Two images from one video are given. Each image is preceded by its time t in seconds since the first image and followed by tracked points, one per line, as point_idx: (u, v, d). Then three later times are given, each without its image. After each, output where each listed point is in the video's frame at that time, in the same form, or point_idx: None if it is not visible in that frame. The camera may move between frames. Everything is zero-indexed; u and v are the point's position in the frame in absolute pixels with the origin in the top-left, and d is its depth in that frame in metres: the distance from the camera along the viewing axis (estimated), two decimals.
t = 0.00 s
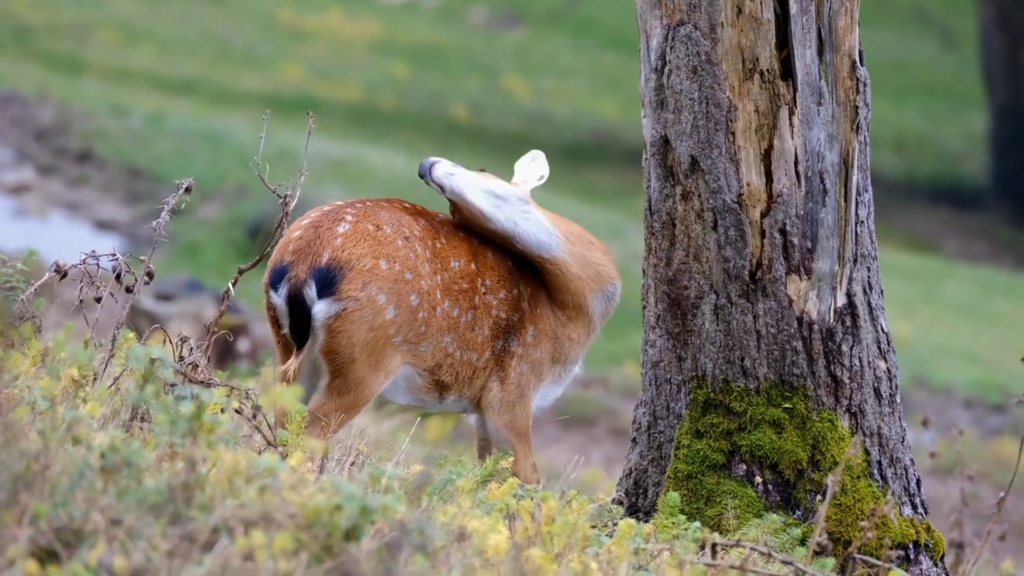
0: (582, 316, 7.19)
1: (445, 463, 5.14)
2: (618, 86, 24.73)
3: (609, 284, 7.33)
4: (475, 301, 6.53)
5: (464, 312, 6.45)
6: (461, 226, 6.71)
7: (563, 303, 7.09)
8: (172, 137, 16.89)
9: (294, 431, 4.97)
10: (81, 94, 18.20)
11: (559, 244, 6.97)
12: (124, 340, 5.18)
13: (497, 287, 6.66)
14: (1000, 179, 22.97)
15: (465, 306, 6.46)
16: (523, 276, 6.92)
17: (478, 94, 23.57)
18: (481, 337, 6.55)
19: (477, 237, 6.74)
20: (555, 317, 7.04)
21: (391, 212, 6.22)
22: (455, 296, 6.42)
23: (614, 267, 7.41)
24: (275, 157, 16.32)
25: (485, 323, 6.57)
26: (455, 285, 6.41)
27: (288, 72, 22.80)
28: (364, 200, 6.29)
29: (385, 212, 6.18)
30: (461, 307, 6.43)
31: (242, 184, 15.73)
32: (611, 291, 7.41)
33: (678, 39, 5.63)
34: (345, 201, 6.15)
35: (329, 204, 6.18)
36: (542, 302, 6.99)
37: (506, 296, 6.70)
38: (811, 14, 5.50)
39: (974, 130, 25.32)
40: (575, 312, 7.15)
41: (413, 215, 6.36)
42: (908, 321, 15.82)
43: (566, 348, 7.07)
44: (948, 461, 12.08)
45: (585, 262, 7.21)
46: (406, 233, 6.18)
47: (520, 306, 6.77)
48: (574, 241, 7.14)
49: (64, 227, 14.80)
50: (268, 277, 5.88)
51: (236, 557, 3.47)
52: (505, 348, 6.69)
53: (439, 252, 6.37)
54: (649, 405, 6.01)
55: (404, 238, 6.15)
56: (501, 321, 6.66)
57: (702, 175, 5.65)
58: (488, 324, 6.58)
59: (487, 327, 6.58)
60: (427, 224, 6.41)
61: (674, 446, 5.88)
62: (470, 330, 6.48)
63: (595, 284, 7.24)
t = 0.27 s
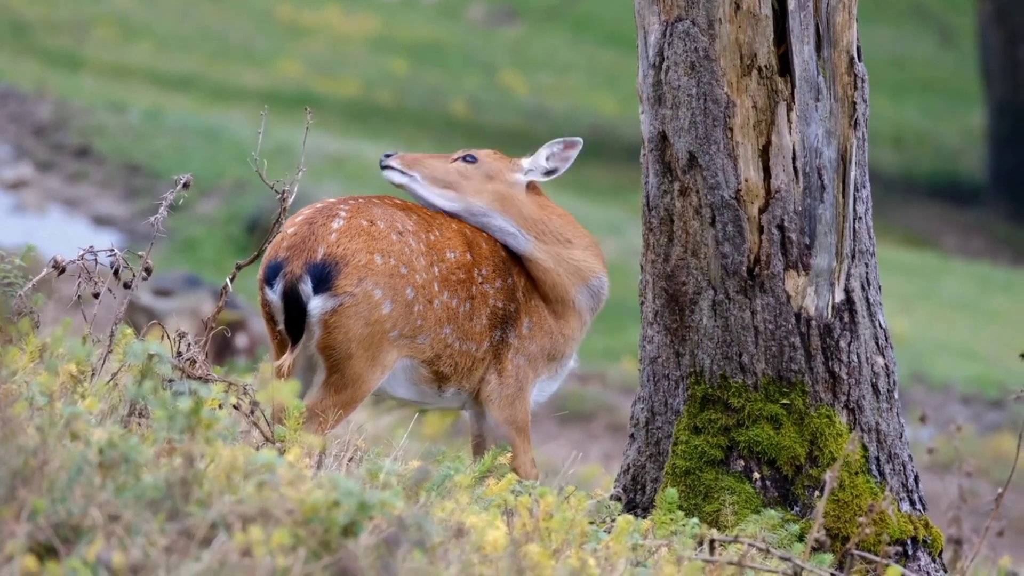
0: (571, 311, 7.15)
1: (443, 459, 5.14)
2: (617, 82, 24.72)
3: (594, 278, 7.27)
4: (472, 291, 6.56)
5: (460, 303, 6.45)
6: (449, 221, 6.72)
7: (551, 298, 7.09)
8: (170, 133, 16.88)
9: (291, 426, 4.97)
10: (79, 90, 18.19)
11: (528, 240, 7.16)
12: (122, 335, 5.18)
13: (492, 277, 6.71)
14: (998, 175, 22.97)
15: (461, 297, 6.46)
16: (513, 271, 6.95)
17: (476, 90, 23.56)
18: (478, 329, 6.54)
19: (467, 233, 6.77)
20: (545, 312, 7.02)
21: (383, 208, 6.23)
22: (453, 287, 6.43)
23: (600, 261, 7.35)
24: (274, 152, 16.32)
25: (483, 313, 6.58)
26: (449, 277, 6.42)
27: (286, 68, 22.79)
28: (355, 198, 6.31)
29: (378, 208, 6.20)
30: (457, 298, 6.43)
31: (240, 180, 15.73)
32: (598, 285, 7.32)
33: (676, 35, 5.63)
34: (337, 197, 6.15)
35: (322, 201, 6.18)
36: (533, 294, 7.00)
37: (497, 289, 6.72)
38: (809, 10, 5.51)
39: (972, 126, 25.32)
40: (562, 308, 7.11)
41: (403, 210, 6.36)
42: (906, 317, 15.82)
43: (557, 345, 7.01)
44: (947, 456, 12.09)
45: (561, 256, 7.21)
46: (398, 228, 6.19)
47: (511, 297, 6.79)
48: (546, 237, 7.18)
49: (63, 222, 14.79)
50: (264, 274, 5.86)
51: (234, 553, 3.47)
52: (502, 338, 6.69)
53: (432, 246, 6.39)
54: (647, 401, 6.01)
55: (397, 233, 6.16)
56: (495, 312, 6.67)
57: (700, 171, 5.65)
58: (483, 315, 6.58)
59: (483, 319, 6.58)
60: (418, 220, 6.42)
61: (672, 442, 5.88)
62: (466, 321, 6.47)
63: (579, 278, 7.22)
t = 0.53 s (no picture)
0: (561, 310, 7.08)
1: (441, 455, 5.14)
2: (615, 78, 24.72)
3: (585, 278, 7.16)
4: (466, 284, 6.53)
5: (458, 296, 6.46)
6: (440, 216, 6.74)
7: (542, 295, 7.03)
8: (168, 129, 16.85)
9: (290, 422, 4.96)
10: (77, 86, 18.19)
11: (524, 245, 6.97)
12: (120, 331, 5.18)
13: (485, 271, 6.68)
14: (997, 171, 22.97)
15: (458, 290, 6.45)
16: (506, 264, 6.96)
17: (475, 86, 23.56)
18: (475, 323, 6.53)
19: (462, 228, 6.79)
20: (536, 311, 6.95)
21: (381, 204, 6.27)
22: (449, 280, 6.42)
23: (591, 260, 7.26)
24: (272, 148, 16.31)
25: (477, 307, 6.56)
26: (448, 270, 6.43)
27: (284, 64, 22.78)
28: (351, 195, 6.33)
29: (376, 205, 6.24)
30: (456, 292, 6.44)
31: (238, 176, 15.72)
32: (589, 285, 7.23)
33: (674, 31, 5.62)
34: (337, 194, 6.17)
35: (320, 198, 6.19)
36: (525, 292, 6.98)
37: (494, 282, 6.72)
38: (807, 7, 5.51)
39: (970, 122, 25.32)
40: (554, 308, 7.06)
41: (397, 206, 6.41)
42: (904, 313, 15.82)
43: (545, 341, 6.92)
44: (945, 453, 12.10)
45: (551, 258, 7.06)
46: (397, 223, 6.24)
47: (508, 289, 6.80)
48: (539, 241, 7.03)
49: (61, 218, 14.79)
50: (267, 269, 5.83)
51: (232, 548, 3.47)
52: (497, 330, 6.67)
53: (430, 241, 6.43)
54: (645, 397, 6.02)
55: (397, 228, 6.20)
56: (492, 306, 6.65)
57: (698, 167, 5.64)
58: (481, 308, 6.58)
59: (480, 312, 6.57)
60: (412, 216, 6.47)
61: (670, 438, 5.88)
62: (465, 315, 6.48)
63: (569, 279, 7.10)
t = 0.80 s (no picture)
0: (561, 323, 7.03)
1: (442, 452, 5.14)
2: (615, 75, 24.71)
3: (585, 292, 7.08)
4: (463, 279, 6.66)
5: (455, 292, 6.56)
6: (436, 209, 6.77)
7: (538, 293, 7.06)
8: (168, 127, 16.85)
9: (291, 419, 4.96)
10: (77, 83, 18.18)
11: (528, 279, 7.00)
12: (121, 329, 5.18)
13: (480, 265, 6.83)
14: (997, 168, 22.97)
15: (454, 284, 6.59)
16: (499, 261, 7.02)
17: (475, 83, 23.54)
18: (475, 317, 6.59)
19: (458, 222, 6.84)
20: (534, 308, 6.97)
21: (383, 200, 6.29)
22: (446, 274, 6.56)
23: (591, 271, 7.15)
24: (272, 146, 16.31)
25: (476, 300, 6.63)
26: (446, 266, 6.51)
27: (284, 62, 22.76)
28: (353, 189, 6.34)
29: (378, 200, 6.27)
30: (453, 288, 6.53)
31: (238, 173, 15.72)
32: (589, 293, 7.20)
33: (675, 28, 5.62)
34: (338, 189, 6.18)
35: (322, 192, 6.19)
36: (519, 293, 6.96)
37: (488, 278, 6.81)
38: (808, 4, 5.51)
39: (970, 119, 25.31)
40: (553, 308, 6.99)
41: (395, 200, 6.44)
42: (904, 310, 15.82)
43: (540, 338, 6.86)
44: (945, 450, 12.11)
45: (555, 281, 6.98)
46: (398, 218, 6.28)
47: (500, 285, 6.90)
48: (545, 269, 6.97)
49: (62, 216, 14.79)
50: (272, 264, 5.80)
51: (233, 546, 3.47)
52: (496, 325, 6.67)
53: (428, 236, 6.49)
54: (646, 394, 6.02)
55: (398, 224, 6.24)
56: (488, 302, 6.69)
57: (699, 164, 5.64)
58: (478, 304, 6.63)
59: (477, 306, 6.62)
60: (409, 211, 6.51)
61: (671, 435, 5.87)
62: (463, 310, 6.52)
63: (570, 294, 7.02)
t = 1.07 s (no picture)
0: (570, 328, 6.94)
1: (442, 450, 5.14)
2: (615, 73, 24.70)
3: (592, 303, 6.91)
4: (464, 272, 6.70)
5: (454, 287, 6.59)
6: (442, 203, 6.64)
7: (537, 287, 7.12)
8: (168, 124, 16.84)
9: (290, 417, 4.96)
10: (77, 81, 18.17)
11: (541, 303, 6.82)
12: (121, 327, 5.17)
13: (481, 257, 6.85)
14: (998, 166, 22.96)
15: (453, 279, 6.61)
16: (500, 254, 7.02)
17: (475, 81, 23.53)
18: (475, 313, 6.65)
19: (461, 214, 6.75)
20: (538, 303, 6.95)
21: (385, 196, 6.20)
22: (447, 269, 6.56)
23: (600, 277, 6.97)
24: (272, 143, 16.30)
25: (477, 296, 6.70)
26: (445, 261, 6.52)
27: (284, 60, 22.75)
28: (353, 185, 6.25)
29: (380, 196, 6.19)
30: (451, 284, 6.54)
31: (238, 171, 15.71)
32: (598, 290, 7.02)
33: (675, 26, 5.61)
34: (339, 185, 6.10)
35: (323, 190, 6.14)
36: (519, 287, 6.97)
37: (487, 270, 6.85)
38: (808, 2, 5.50)
39: (970, 116, 25.28)
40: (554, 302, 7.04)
41: (395, 194, 6.33)
42: (904, 307, 15.82)
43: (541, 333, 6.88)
44: (945, 448, 12.11)
45: (569, 302, 6.81)
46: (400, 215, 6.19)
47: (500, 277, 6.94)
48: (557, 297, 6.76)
49: (62, 213, 14.79)
50: (272, 258, 5.78)
51: (233, 544, 3.46)
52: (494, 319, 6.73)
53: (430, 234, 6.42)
54: (646, 392, 6.01)
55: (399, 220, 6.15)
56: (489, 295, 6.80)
57: (699, 162, 5.64)
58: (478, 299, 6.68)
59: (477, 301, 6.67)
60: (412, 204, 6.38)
61: (671, 433, 5.87)
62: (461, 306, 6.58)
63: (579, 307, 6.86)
